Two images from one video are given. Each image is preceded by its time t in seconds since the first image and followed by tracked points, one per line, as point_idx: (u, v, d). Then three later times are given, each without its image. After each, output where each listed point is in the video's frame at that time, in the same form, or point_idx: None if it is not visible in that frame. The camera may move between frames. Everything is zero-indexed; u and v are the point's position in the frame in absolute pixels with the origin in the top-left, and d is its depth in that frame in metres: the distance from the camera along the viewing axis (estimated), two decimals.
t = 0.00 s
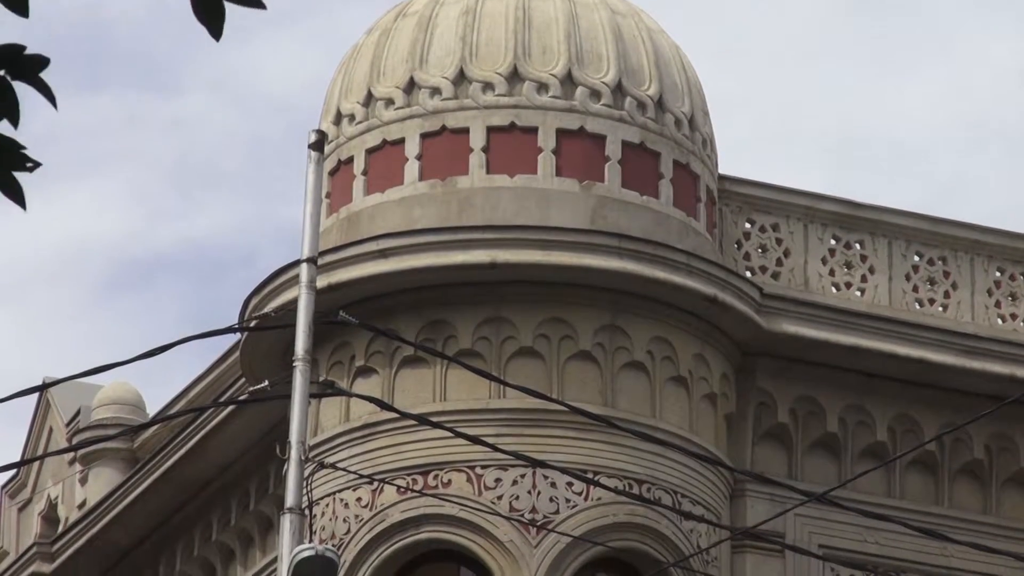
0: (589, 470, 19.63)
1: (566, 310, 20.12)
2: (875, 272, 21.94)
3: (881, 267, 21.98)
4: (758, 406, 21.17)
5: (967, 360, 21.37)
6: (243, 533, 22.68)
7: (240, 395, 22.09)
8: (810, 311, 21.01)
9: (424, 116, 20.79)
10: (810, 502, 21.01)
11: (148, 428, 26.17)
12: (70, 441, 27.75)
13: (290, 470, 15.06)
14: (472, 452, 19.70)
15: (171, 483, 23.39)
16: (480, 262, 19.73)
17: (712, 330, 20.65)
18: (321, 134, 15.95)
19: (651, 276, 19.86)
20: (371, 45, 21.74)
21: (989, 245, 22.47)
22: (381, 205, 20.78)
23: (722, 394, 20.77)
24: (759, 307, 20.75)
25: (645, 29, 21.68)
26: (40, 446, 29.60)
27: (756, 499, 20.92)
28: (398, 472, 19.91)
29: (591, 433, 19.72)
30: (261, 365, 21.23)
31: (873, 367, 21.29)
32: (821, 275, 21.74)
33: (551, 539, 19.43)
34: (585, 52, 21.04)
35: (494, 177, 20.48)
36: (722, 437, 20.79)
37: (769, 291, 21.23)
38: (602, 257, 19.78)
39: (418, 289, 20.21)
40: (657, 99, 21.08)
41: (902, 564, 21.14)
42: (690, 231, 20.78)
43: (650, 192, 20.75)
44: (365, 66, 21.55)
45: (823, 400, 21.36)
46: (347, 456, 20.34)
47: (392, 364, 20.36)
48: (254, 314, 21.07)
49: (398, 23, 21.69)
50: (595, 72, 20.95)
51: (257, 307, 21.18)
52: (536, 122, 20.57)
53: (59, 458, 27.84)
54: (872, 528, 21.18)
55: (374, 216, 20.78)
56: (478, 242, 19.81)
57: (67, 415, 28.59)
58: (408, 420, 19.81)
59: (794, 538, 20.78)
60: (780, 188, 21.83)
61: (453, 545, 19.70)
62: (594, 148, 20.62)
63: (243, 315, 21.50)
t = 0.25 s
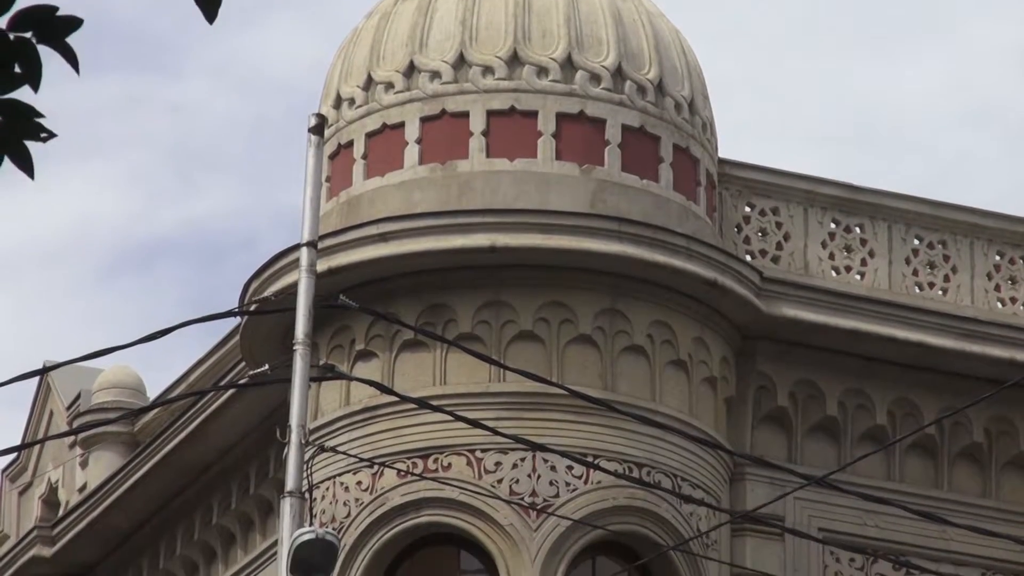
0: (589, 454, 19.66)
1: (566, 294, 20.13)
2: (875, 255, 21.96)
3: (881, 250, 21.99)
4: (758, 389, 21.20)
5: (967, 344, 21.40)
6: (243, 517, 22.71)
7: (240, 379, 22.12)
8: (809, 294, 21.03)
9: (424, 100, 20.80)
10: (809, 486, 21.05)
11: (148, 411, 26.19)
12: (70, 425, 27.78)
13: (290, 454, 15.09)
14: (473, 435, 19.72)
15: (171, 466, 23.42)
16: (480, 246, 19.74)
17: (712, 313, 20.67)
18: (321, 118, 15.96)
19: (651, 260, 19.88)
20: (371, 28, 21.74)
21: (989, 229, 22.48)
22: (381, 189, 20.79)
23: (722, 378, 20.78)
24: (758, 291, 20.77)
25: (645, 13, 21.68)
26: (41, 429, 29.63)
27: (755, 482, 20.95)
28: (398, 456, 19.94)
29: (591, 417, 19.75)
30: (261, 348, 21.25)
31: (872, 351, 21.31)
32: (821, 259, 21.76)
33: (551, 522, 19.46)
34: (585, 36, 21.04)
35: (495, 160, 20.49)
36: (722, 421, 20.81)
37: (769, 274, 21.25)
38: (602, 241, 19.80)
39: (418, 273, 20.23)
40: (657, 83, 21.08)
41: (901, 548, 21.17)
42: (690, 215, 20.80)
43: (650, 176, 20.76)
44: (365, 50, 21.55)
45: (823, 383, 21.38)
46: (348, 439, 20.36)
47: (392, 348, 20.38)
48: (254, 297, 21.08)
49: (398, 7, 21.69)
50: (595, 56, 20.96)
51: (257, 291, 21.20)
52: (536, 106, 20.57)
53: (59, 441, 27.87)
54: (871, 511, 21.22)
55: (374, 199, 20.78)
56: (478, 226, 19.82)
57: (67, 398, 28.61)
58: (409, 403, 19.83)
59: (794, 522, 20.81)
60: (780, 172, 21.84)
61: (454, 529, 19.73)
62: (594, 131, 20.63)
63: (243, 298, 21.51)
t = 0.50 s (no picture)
0: (589, 438, 19.67)
1: (566, 278, 20.14)
2: (875, 240, 21.97)
3: (880, 235, 22.00)
4: (758, 374, 21.21)
5: (966, 328, 21.40)
6: (243, 501, 22.73)
7: (240, 363, 22.13)
8: (809, 279, 21.04)
9: (424, 85, 20.79)
10: (808, 470, 21.06)
11: (148, 396, 26.19)
12: (70, 410, 27.79)
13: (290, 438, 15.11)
14: (472, 420, 19.73)
15: (171, 450, 23.43)
16: (480, 230, 19.74)
17: (712, 297, 20.68)
18: (320, 103, 15.96)
19: (650, 244, 19.88)
20: (370, 13, 21.73)
21: (989, 213, 22.48)
22: (381, 173, 20.78)
23: (721, 362, 20.80)
24: (758, 276, 20.78)
25: None
26: (41, 414, 29.64)
27: (755, 466, 20.97)
28: (398, 440, 19.96)
29: (590, 401, 19.76)
30: (261, 333, 21.25)
31: (872, 335, 21.33)
32: (821, 243, 21.77)
33: (551, 507, 19.47)
34: (584, 20, 21.04)
35: (494, 145, 20.49)
36: (721, 405, 20.82)
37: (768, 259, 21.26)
38: (602, 225, 19.80)
39: (418, 257, 20.23)
40: (656, 67, 21.08)
41: (901, 532, 21.18)
42: (690, 199, 20.80)
43: (650, 160, 20.76)
44: (364, 34, 21.55)
45: (822, 368, 21.39)
46: (347, 424, 20.38)
47: (391, 332, 20.39)
48: (254, 282, 21.09)
49: None
50: (595, 41, 20.95)
51: (257, 275, 21.20)
52: (536, 91, 20.57)
53: (59, 426, 27.89)
54: (870, 496, 21.23)
55: (374, 184, 20.78)
56: (478, 211, 19.82)
57: (67, 383, 28.62)
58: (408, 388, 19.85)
59: (794, 506, 20.82)
60: (780, 156, 21.84)
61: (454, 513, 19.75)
62: (594, 116, 20.62)
63: (243, 283, 21.52)
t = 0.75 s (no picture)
0: (589, 421, 19.69)
1: (566, 261, 20.14)
2: (875, 223, 21.96)
3: (881, 218, 21.99)
4: (758, 356, 21.22)
5: (967, 311, 21.40)
6: (243, 483, 22.75)
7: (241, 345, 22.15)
8: (809, 262, 21.04)
9: (424, 68, 20.78)
10: (809, 453, 21.08)
11: (148, 379, 26.20)
12: (70, 392, 27.79)
13: (290, 421, 15.12)
14: (472, 403, 19.74)
15: (172, 433, 23.44)
16: (480, 213, 19.74)
17: (712, 280, 20.68)
18: (320, 86, 15.96)
19: (651, 227, 19.88)
20: None
21: (989, 196, 22.46)
22: (381, 156, 20.78)
23: (722, 345, 20.80)
24: (758, 259, 20.78)
25: None
26: (41, 397, 29.63)
27: (755, 449, 20.98)
28: (398, 423, 19.97)
29: (590, 384, 19.77)
30: (261, 316, 21.25)
31: (872, 318, 21.32)
32: (821, 226, 21.76)
33: (551, 489, 19.49)
34: (585, 3, 21.02)
35: (494, 128, 20.48)
36: (722, 387, 20.83)
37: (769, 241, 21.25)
38: (602, 208, 19.80)
39: (418, 240, 20.23)
40: (657, 50, 21.06)
41: (901, 515, 21.19)
42: (690, 182, 20.79)
43: (650, 143, 20.75)
44: (364, 17, 21.53)
45: (823, 350, 21.39)
46: (347, 407, 20.38)
47: (391, 315, 20.39)
48: (254, 265, 21.09)
49: None
50: (596, 24, 20.94)
51: (258, 258, 21.20)
52: (536, 74, 20.56)
53: (60, 409, 27.88)
54: (871, 478, 21.23)
55: (374, 167, 20.77)
56: (478, 194, 19.82)
57: (67, 366, 28.62)
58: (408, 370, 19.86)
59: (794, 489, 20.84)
60: (780, 139, 21.84)
61: (453, 496, 19.77)
62: (594, 99, 20.61)
63: (244, 266, 21.51)
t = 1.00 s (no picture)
0: (588, 405, 19.67)
1: (565, 245, 20.11)
2: (875, 207, 21.94)
3: (881, 202, 21.97)
4: (758, 340, 21.20)
5: (967, 295, 21.37)
6: (243, 468, 22.73)
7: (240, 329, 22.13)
8: (809, 246, 21.02)
9: (424, 52, 20.75)
10: (808, 437, 21.07)
11: (148, 363, 26.17)
12: (70, 376, 27.76)
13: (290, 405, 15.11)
14: (472, 387, 19.73)
15: (171, 417, 23.41)
16: (479, 197, 19.71)
17: (712, 264, 20.66)
18: (320, 70, 15.94)
19: (651, 211, 19.86)
20: None
21: (989, 180, 22.43)
22: (380, 140, 20.74)
23: (722, 329, 20.78)
24: (758, 243, 20.76)
25: None
26: (41, 381, 29.60)
27: (755, 433, 20.96)
28: (397, 407, 19.96)
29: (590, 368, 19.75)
30: (260, 300, 21.23)
31: (872, 302, 21.30)
32: (821, 210, 21.74)
33: (550, 474, 19.47)
34: None
35: (494, 111, 20.45)
36: (721, 371, 20.81)
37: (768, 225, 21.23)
38: (602, 192, 19.78)
39: (418, 224, 20.20)
40: (657, 34, 21.03)
41: (901, 499, 21.17)
42: (690, 166, 20.76)
43: (650, 127, 20.72)
44: (364, 0, 21.51)
45: (823, 334, 21.37)
46: (346, 391, 20.37)
47: (390, 299, 20.37)
48: (254, 249, 21.06)
49: None
50: (595, 8, 20.91)
51: (257, 242, 21.18)
52: (536, 58, 20.53)
53: (59, 393, 27.86)
54: (870, 463, 21.22)
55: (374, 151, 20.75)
56: (477, 178, 19.79)
57: (67, 350, 28.60)
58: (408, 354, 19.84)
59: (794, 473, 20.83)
60: (780, 123, 21.81)
61: (453, 480, 19.75)
62: (594, 83, 20.58)
63: (243, 250, 21.49)
